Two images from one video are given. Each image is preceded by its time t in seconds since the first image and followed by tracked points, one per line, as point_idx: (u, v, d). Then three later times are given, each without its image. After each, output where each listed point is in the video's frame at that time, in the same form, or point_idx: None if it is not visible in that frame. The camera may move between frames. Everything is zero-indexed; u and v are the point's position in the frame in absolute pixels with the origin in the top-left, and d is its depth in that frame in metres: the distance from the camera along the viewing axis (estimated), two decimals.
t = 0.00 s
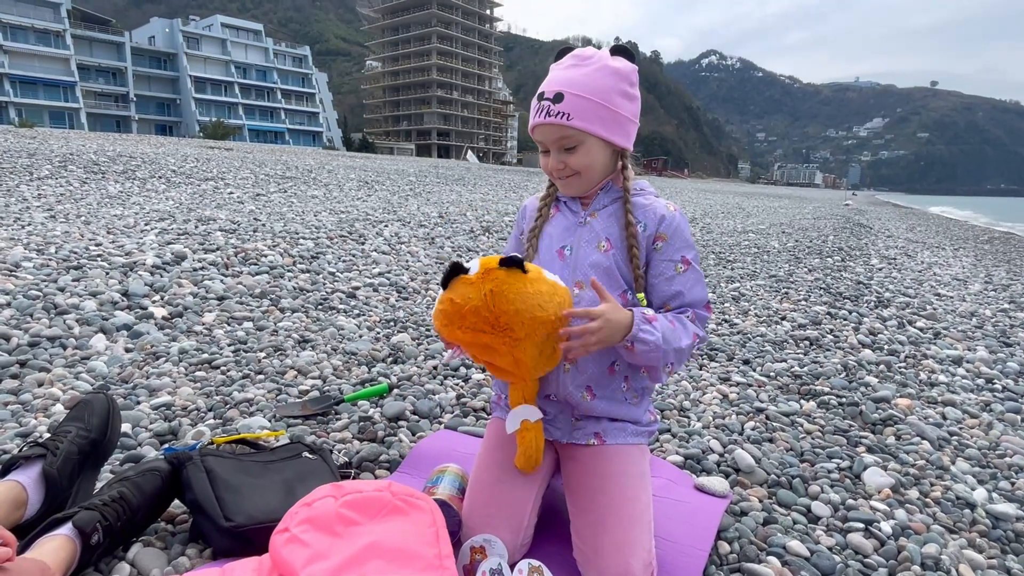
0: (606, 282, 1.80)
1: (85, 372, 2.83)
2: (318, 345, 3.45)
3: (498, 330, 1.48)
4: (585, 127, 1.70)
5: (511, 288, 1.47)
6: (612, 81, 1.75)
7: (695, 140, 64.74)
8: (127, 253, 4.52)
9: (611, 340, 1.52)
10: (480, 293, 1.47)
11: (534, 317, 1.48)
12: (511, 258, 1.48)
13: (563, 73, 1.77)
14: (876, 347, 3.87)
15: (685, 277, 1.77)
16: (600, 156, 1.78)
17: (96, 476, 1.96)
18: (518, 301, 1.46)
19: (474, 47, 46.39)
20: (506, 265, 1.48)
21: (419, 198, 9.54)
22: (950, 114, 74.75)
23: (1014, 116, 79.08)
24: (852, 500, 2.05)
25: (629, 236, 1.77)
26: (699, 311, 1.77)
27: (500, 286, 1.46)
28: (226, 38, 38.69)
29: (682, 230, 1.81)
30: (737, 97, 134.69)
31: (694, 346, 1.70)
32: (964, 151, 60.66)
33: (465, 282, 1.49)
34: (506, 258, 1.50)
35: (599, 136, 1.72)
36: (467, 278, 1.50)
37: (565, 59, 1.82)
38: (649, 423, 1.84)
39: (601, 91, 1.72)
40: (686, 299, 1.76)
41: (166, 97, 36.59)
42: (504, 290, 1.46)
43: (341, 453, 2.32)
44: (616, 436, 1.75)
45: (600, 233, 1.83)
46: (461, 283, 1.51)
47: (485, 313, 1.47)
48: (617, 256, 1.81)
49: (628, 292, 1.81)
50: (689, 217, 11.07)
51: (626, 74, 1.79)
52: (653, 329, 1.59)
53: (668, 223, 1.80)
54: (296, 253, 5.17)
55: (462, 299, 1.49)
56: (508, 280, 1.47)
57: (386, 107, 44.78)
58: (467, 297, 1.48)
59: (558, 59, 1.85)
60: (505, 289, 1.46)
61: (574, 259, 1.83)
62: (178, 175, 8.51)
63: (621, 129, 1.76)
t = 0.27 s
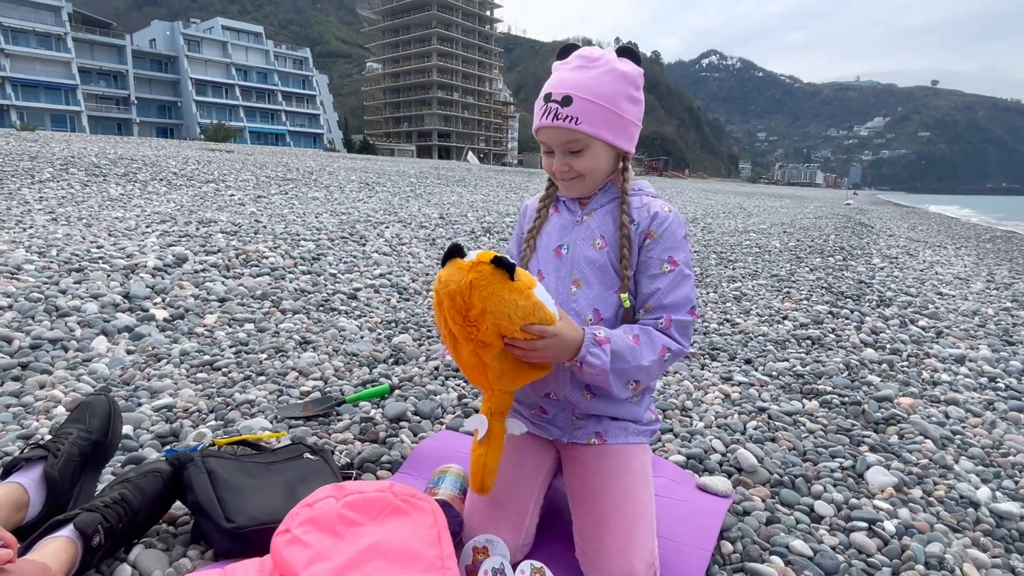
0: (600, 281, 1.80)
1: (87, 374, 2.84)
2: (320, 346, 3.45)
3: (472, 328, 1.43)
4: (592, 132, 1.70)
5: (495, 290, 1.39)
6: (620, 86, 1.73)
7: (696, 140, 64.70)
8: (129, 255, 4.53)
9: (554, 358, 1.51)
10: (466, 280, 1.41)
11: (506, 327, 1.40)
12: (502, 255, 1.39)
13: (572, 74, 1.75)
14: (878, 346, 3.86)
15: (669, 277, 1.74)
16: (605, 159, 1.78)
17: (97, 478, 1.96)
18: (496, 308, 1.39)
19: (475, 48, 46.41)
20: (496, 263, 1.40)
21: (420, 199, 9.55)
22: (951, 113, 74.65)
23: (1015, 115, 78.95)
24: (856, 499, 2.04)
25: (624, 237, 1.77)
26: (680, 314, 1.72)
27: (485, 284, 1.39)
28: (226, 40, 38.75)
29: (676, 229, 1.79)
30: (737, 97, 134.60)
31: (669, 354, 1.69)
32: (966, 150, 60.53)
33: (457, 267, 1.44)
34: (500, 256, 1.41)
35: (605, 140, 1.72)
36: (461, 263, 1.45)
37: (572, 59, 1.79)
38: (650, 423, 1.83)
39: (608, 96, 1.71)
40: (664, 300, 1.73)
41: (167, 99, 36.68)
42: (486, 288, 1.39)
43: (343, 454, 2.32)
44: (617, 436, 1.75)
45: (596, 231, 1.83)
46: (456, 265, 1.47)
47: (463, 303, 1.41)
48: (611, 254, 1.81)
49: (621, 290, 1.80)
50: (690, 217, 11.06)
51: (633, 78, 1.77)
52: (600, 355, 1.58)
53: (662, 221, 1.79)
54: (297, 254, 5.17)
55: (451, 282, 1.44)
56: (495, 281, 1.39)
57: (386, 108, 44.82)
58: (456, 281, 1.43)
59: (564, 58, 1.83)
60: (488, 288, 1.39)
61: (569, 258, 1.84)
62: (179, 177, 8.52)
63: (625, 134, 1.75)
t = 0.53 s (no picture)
0: (597, 283, 1.81)
1: (88, 378, 2.84)
2: (320, 349, 3.45)
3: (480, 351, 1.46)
4: (592, 137, 1.70)
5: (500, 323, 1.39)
6: (618, 90, 1.74)
7: (696, 140, 64.69)
8: (130, 259, 4.54)
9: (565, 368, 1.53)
10: (471, 305, 1.41)
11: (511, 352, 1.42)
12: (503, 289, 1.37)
13: (570, 79, 1.75)
14: (879, 346, 3.86)
15: (665, 279, 1.75)
16: (602, 164, 1.79)
17: (99, 482, 1.97)
18: (501, 339, 1.39)
19: (475, 50, 46.45)
20: (500, 292, 1.39)
21: (420, 201, 9.55)
22: (951, 113, 74.60)
23: (1016, 114, 78.87)
24: (857, 500, 2.04)
25: (619, 239, 1.77)
26: (677, 315, 1.73)
27: (488, 318, 1.38)
28: (227, 43, 38.82)
29: (672, 231, 1.80)
30: (737, 97, 134.58)
31: (668, 356, 1.69)
32: (967, 149, 60.46)
33: (462, 289, 1.44)
34: (504, 285, 1.40)
35: (605, 145, 1.73)
36: (467, 286, 1.44)
37: (569, 63, 1.80)
38: (649, 424, 1.83)
39: (607, 101, 1.72)
40: (662, 301, 1.73)
41: (168, 103, 36.76)
42: (488, 318, 1.39)
43: (344, 457, 2.32)
44: (616, 438, 1.74)
45: (591, 234, 1.84)
46: (461, 286, 1.46)
47: (468, 329, 1.42)
48: (606, 256, 1.82)
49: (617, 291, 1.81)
50: (691, 217, 11.06)
51: (630, 84, 1.78)
52: (602, 357, 1.60)
53: (657, 223, 1.79)
54: (298, 257, 5.18)
55: (457, 306, 1.44)
56: (497, 311, 1.38)
57: (386, 111, 44.88)
58: (461, 305, 1.43)
59: (561, 62, 1.84)
60: (490, 319, 1.39)
61: (566, 260, 1.84)
62: (179, 180, 8.53)
63: (623, 139, 1.76)
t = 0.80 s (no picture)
0: (594, 289, 1.82)
1: (91, 383, 2.85)
2: (322, 354, 3.47)
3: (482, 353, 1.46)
4: (587, 146, 1.72)
5: (499, 320, 1.40)
6: (613, 98, 1.75)
7: (697, 141, 64.71)
8: (132, 263, 4.55)
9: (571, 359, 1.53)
10: (470, 308, 1.43)
11: (514, 352, 1.42)
12: (501, 285, 1.39)
13: (565, 88, 1.76)
14: (879, 348, 3.86)
15: (664, 284, 1.76)
16: (597, 172, 1.80)
17: (102, 488, 1.98)
18: (502, 336, 1.40)
19: (475, 52, 46.50)
20: (497, 290, 1.40)
21: (421, 204, 9.57)
22: (952, 112, 74.54)
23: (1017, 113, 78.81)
24: (856, 503, 2.05)
25: (615, 245, 1.78)
26: (676, 319, 1.74)
27: (487, 315, 1.40)
28: (227, 47, 38.90)
29: (668, 237, 1.81)
30: (738, 97, 134.59)
31: (669, 355, 1.69)
32: (968, 148, 60.43)
33: (460, 294, 1.45)
34: (501, 283, 1.42)
35: (600, 154, 1.74)
36: (464, 290, 1.46)
37: (563, 71, 1.80)
38: (649, 428, 1.84)
39: (601, 110, 1.73)
40: (661, 306, 1.74)
41: (168, 107, 36.86)
42: (487, 317, 1.40)
43: (345, 462, 2.34)
44: (615, 442, 1.75)
45: (587, 240, 1.85)
46: (459, 291, 1.48)
47: (468, 331, 1.43)
48: (603, 262, 1.83)
49: (614, 297, 1.82)
50: (691, 219, 11.07)
51: (624, 91, 1.79)
52: (606, 347, 1.60)
53: (654, 228, 1.80)
54: (299, 261, 5.19)
55: (455, 310, 1.46)
56: (496, 308, 1.40)
57: (387, 113, 44.96)
58: (460, 309, 1.45)
59: (554, 72, 1.85)
60: (489, 317, 1.40)
61: (563, 266, 1.85)
62: (181, 184, 8.55)
63: (618, 146, 1.77)
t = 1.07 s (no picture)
0: (592, 291, 1.82)
1: (92, 389, 2.86)
2: (323, 357, 3.47)
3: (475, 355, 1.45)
4: (584, 150, 1.72)
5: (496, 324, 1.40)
6: (609, 103, 1.76)
7: (697, 143, 64.73)
8: (133, 268, 4.56)
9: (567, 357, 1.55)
10: (467, 309, 1.42)
11: (511, 355, 1.43)
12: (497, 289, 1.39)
13: (563, 91, 1.77)
14: (881, 348, 3.86)
15: (662, 287, 1.76)
16: (595, 175, 1.81)
17: (104, 492, 1.99)
18: (499, 341, 1.40)
19: (475, 55, 46.59)
20: (495, 293, 1.40)
21: (422, 207, 9.58)
22: (952, 112, 74.51)
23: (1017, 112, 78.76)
24: (856, 504, 2.05)
25: (613, 248, 1.78)
26: (674, 321, 1.75)
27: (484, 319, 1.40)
28: (228, 52, 39.01)
29: (664, 239, 1.81)
30: (738, 98, 134.61)
31: (666, 356, 1.70)
32: (969, 148, 60.41)
33: (459, 295, 1.45)
34: (498, 286, 1.41)
35: (597, 158, 1.75)
36: (463, 291, 1.46)
37: (561, 75, 1.81)
38: (648, 431, 1.85)
39: (598, 113, 1.74)
40: (660, 309, 1.75)
41: (169, 111, 36.93)
42: (484, 320, 1.39)
43: (346, 466, 2.34)
44: (614, 445, 1.76)
45: (586, 243, 1.85)
46: (457, 293, 1.48)
47: (465, 332, 1.42)
48: (602, 266, 1.83)
49: (613, 300, 1.82)
50: (692, 220, 11.06)
51: (622, 95, 1.80)
52: (603, 344, 1.61)
53: (651, 231, 1.81)
54: (300, 265, 5.20)
55: (452, 312, 1.45)
56: (493, 311, 1.40)
57: (387, 117, 45.04)
58: (458, 309, 1.44)
59: (552, 75, 1.85)
60: (486, 320, 1.39)
61: (561, 269, 1.86)
62: (182, 189, 8.57)
63: (615, 150, 1.78)
